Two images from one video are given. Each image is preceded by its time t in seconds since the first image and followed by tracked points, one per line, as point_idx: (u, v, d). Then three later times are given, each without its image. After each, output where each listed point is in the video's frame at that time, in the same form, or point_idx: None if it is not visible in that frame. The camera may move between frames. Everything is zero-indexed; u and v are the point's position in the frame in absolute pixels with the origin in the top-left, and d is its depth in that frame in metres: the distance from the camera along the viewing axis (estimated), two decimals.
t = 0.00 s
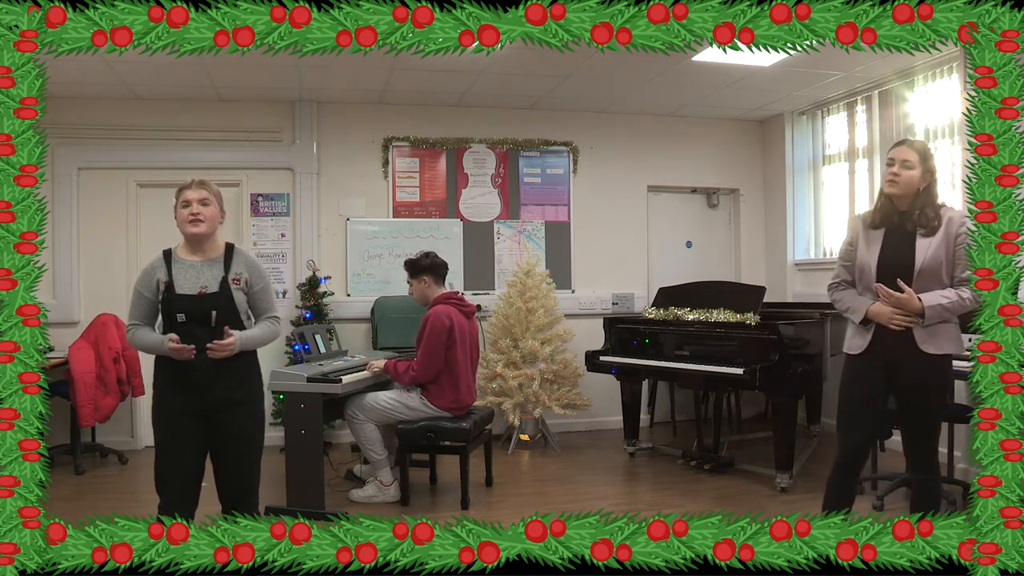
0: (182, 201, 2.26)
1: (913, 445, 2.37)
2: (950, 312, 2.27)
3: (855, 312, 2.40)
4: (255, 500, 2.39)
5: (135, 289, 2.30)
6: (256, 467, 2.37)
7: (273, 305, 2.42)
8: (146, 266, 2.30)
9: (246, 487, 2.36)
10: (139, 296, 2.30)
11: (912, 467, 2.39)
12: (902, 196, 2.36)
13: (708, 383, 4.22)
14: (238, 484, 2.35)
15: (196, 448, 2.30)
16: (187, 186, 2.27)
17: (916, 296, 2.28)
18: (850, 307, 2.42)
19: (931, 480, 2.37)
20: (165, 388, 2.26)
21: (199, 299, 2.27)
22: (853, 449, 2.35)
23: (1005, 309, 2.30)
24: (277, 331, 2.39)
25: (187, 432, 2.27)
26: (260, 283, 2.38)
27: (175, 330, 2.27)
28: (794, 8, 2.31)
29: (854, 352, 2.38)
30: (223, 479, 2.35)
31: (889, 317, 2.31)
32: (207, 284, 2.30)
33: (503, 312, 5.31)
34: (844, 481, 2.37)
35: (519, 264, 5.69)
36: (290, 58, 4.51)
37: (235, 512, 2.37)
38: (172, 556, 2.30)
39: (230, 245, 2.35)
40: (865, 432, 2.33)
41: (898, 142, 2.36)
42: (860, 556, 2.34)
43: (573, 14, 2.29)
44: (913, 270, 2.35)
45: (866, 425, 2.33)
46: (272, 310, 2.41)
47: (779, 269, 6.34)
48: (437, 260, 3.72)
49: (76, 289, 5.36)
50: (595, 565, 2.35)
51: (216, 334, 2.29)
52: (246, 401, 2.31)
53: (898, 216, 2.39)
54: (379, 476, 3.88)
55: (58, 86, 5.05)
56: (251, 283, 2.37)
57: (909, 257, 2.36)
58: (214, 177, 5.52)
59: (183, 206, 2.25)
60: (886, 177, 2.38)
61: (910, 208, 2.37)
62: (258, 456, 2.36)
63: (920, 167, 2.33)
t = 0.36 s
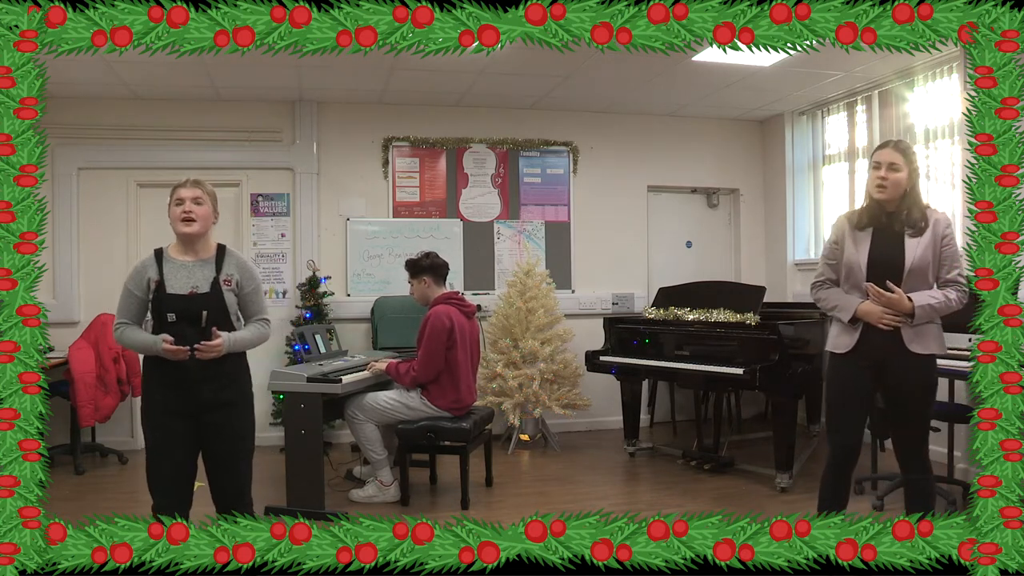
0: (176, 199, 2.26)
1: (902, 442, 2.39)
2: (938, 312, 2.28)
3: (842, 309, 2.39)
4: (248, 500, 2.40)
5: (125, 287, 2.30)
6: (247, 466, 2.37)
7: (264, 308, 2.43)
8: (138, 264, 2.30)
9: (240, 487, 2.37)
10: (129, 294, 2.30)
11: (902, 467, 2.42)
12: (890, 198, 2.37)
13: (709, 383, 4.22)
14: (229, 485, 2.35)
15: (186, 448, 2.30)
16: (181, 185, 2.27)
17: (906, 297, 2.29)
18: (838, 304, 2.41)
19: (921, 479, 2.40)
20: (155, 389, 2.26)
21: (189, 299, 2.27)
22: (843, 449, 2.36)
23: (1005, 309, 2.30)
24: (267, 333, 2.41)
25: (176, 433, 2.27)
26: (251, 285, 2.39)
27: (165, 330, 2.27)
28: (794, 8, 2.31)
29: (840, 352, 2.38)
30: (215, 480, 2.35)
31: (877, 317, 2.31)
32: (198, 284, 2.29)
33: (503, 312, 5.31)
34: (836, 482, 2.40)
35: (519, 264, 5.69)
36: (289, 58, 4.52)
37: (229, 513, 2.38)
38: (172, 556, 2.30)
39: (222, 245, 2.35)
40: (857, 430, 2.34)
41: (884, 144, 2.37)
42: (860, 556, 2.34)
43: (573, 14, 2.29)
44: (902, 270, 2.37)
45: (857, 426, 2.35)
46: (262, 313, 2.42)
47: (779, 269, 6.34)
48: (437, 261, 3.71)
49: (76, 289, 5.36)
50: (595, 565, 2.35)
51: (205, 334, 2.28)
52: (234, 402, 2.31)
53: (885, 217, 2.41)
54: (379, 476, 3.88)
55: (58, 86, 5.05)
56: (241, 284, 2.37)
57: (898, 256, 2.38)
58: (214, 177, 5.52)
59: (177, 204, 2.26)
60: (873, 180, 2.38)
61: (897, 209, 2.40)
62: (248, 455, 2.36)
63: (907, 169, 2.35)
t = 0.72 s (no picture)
0: (173, 199, 2.26)
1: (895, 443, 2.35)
2: (932, 312, 2.28)
3: (837, 309, 2.38)
4: (244, 500, 2.39)
5: (119, 286, 2.29)
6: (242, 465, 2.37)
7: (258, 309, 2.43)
8: (133, 264, 2.29)
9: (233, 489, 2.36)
10: (123, 293, 2.29)
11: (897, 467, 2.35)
12: (881, 198, 2.36)
13: (709, 383, 4.22)
14: (224, 485, 2.35)
15: (182, 449, 2.30)
16: (178, 185, 2.27)
17: (899, 297, 2.28)
18: (832, 304, 2.40)
19: (916, 479, 2.32)
20: (149, 390, 2.25)
21: (185, 300, 2.27)
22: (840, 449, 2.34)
23: (1005, 309, 2.30)
24: (260, 335, 2.39)
25: (171, 433, 2.26)
26: (246, 286, 2.39)
27: (159, 330, 2.26)
28: (794, 8, 2.31)
29: (833, 352, 2.38)
30: (211, 479, 2.35)
31: (871, 317, 2.30)
32: (194, 284, 2.30)
33: (503, 312, 5.31)
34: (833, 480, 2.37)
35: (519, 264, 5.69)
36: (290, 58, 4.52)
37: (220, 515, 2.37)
38: (172, 555, 2.30)
39: (218, 247, 2.36)
40: (856, 431, 2.33)
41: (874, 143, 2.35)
42: (860, 556, 2.34)
43: (573, 14, 2.29)
44: (897, 270, 2.37)
45: (854, 426, 2.34)
46: (255, 314, 2.42)
47: (779, 269, 6.34)
48: (438, 261, 3.71)
49: (76, 289, 5.36)
50: (595, 565, 2.35)
51: (201, 335, 2.29)
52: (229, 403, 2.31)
53: (877, 217, 2.41)
54: (379, 476, 3.88)
55: (58, 86, 5.05)
56: (236, 286, 2.38)
57: (893, 256, 2.38)
58: (214, 177, 5.52)
59: (175, 203, 2.26)
60: (864, 180, 2.36)
61: (889, 209, 2.40)
62: (243, 455, 2.36)
63: (900, 168, 2.32)
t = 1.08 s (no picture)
0: (174, 199, 2.26)
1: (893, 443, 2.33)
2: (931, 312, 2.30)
3: (838, 309, 2.37)
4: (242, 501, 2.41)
5: (117, 286, 2.28)
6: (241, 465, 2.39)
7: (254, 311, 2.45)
8: (132, 263, 2.28)
9: (233, 488, 2.38)
10: (122, 292, 2.28)
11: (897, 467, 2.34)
12: (880, 198, 2.36)
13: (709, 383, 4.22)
14: (223, 484, 2.37)
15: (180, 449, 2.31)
16: (179, 185, 2.27)
17: (901, 297, 2.29)
18: (834, 304, 2.38)
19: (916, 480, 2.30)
20: (147, 391, 2.25)
21: (185, 300, 2.27)
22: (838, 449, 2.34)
23: (1005, 309, 2.30)
24: (256, 336, 2.43)
25: (170, 434, 2.27)
26: (244, 287, 2.41)
27: (159, 331, 2.26)
28: (794, 8, 2.31)
29: (834, 351, 2.37)
30: (210, 478, 2.36)
31: (873, 317, 2.30)
32: (194, 285, 2.30)
33: (503, 312, 5.31)
34: (831, 479, 2.38)
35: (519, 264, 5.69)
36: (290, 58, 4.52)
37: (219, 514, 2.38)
38: (172, 556, 2.30)
39: (217, 248, 2.37)
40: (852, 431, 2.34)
41: (874, 143, 2.35)
42: (860, 556, 2.34)
43: (573, 14, 2.29)
44: (898, 271, 2.37)
45: (852, 426, 2.34)
46: (252, 315, 2.44)
47: (779, 269, 6.34)
48: (438, 261, 3.71)
49: (76, 289, 5.36)
50: (595, 565, 2.34)
51: (201, 336, 2.29)
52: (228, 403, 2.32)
53: (876, 217, 2.41)
54: (379, 476, 3.88)
55: (58, 86, 5.05)
56: (235, 287, 2.39)
57: (893, 256, 2.38)
58: (214, 177, 5.52)
59: (176, 203, 2.25)
60: (866, 179, 2.35)
61: (886, 210, 2.41)
62: (241, 455, 2.37)
63: (899, 168, 2.33)
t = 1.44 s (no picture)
0: (178, 199, 2.25)
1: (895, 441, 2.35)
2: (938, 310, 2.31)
3: (847, 309, 2.36)
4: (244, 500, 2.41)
5: (121, 286, 2.26)
6: (244, 464, 2.39)
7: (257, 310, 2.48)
8: (135, 263, 2.28)
9: (236, 487, 2.38)
10: (126, 292, 2.26)
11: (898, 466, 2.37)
12: (884, 197, 2.38)
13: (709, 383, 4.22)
14: (226, 484, 2.37)
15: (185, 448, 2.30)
16: (182, 185, 2.28)
17: (909, 296, 2.28)
18: (842, 304, 2.37)
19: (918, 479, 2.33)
20: (153, 390, 2.24)
21: (190, 300, 2.28)
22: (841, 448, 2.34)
23: (1005, 309, 2.29)
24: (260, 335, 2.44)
25: (174, 434, 2.27)
26: (247, 287, 2.43)
27: (164, 331, 2.25)
28: (794, 8, 2.31)
29: (842, 351, 2.36)
30: (212, 478, 2.36)
31: (882, 316, 2.29)
32: (199, 285, 2.31)
33: (503, 312, 5.31)
34: (834, 479, 2.38)
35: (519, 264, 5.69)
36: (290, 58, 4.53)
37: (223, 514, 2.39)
38: (172, 556, 2.29)
39: (219, 248, 2.39)
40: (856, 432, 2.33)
41: (878, 143, 2.38)
42: (860, 556, 2.34)
43: (573, 14, 2.29)
44: (907, 272, 2.39)
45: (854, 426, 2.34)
46: (255, 314, 2.46)
47: (779, 269, 6.34)
48: (437, 261, 3.71)
49: (76, 289, 5.36)
50: (595, 565, 2.34)
51: (207, 335, 2.29)
52: (231, 402, 2.32)
53: (879, 217, 2.43)
54: (379, 476, 3.89)
55: (58, 86, 5.05)
56: (238, 287, 2.41)
57: (900, 255, 2.40)
58: (214, 177, 5.52)
59: (179, 203, 2.25)
60: (872, 178, 2.36)
61: (888, 209, 2.44)
62: (244, 454, 2.38)
63: (903, 166, 2.35)
